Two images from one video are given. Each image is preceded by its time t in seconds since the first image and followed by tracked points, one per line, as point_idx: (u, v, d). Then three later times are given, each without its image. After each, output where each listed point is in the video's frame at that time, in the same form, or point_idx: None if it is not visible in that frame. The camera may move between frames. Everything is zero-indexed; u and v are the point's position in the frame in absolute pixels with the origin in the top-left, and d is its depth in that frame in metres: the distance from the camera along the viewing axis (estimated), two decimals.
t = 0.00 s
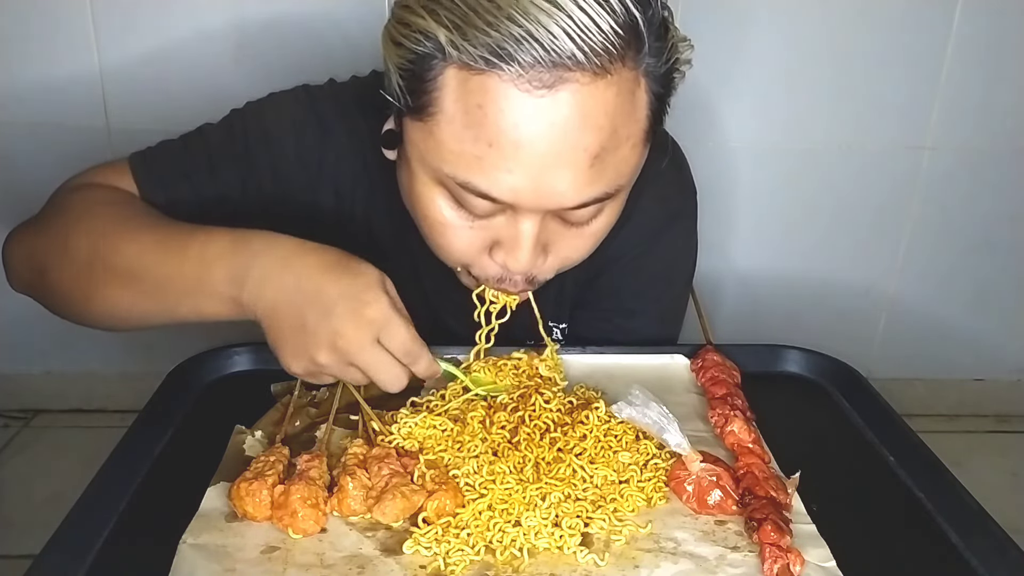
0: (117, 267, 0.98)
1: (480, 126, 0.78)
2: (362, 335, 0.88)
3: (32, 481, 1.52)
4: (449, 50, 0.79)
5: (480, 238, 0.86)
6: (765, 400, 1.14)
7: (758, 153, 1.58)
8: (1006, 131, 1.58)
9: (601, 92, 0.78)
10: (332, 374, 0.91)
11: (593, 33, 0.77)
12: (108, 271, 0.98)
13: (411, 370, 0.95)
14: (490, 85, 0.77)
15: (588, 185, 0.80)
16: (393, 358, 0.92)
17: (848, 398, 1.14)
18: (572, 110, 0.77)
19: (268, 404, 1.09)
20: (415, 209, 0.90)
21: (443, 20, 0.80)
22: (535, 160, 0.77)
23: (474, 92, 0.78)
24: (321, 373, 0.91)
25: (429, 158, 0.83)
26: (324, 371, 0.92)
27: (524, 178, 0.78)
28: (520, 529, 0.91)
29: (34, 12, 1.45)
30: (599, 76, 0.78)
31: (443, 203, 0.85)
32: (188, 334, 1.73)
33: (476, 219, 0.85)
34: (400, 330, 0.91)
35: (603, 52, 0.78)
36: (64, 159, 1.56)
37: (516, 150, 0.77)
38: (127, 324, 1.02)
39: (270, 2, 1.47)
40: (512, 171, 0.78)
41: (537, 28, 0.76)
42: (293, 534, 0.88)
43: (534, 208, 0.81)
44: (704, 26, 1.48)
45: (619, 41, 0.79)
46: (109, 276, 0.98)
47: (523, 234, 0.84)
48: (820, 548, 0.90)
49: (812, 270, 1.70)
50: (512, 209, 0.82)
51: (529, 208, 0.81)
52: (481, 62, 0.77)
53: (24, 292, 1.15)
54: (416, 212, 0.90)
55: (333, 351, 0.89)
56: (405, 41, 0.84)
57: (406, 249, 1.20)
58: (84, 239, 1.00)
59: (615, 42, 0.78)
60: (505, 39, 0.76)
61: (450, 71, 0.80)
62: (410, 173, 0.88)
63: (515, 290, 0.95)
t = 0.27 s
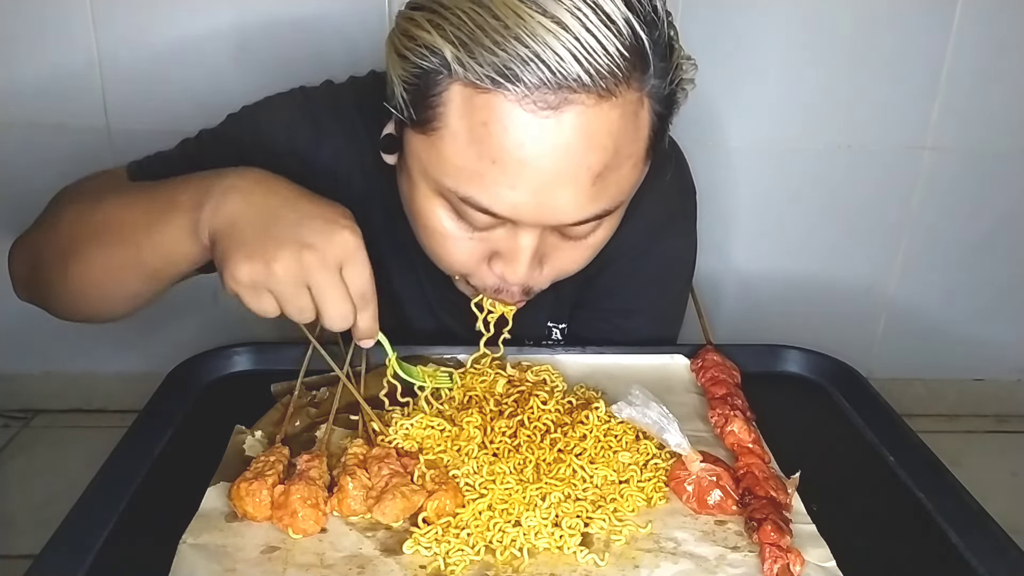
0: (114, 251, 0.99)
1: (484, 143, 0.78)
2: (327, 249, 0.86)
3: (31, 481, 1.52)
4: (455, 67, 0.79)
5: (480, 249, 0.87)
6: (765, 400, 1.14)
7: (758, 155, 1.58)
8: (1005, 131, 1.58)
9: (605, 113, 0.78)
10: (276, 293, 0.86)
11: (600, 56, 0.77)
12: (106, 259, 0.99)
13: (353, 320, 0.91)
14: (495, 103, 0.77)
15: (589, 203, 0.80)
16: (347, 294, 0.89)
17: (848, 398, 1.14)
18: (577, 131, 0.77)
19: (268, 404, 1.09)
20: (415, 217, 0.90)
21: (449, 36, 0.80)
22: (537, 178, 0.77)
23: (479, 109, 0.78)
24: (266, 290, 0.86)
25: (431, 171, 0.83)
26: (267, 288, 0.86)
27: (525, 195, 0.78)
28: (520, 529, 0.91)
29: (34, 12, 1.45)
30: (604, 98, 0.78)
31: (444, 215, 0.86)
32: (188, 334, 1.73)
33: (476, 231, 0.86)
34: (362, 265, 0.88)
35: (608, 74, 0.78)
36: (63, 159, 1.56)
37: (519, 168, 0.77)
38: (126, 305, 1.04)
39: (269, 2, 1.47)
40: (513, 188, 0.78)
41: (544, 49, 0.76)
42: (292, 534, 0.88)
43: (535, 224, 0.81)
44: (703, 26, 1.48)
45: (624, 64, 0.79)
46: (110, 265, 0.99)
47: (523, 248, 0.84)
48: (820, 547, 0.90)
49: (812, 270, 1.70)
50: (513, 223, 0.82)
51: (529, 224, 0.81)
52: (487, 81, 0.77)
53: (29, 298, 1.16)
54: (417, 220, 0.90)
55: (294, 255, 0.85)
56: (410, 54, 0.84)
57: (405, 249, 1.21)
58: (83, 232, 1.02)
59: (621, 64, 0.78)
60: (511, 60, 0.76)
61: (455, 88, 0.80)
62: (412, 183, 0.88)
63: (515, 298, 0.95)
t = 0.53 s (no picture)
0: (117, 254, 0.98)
1: (486, 148, 0.78)
2: (372, 327, 0.91)
3: (32, 481, 1.52)
4: (458, 71, 0.78)
5: (479, 251, 0.87)
6: (765, 400, 1.14)
7: (757, 155, 1.58)
8: (1006, 130, 1.58)
9: (607, 119, 0.78)
10: (336, 367, 0.93)
11: (603, 61, 0.77)
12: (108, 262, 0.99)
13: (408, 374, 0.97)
14: (498, 108, 0.77)
15: (589, 208, 0.80)
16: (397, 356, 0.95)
17: (848, 398, 1.14)
18: (579, 137, 0.77)
19: (268, 404, 1.09)
20: (414, 218, 0.90)
21: (452, 40, 0.79)
22: (538, 183, 0.77)
23: (482, 113, 0.78)
24: (324, 365, 0.93)
25: (432, 174, 0.83)
26: (326, 364, 0.93)
27: (527, 200, 0.78)
28: (520, 529, 0.91)
29: (34, 11, 1.45)
30: (606, 104, 0.78)
31: (444, 217, 0.85)
32: (188, 334, 1.73)
33: (476, 234, 0.86)
34: (408, 328, 0.94)
35: (611, 80, 0.77)
36: (64, 158, 1.56)
37: (520, 173, 0.77)
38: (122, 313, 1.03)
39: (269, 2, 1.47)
40: (515, 192, 0.78)
41: (548, 54, 0.76)
42: (293, 534, 0.88)
43: (535, 227, 0.81)
44: (704, 26, 1.48)
45: (627, 69, 0.79)
46: (112, 268, 0.98)
47: (522, 251, 0.84)
48: (820, 547, 0.90)
49: (812, 270, 1.69)
50: (513, 227, 0.82)
51: (529, 227, 0.81)
52: (491, 85, 0.76)
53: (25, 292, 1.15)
54: (417, 222, 0.90)
55: (343, 340, 0.91)
56: (413, 57, 0.83)
57: (405, 249, 1.21)
58: (84, 231, 1.01)
59: (624, 70, 0.78)
60: (515, 64, 0.76)
61: (458, 92, 0.79)
62: (411, 184, 0.88)
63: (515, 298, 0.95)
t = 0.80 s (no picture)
0: (117, 261, 0.98)
1: (497, 122, 0.78)
2: (345, 321, 0.87)
3: (32, 481, 1.52)
4: (470, 44, 0.80)
5: (489, 238, 0.86)
6: (765, 400, 1.14)
7: (759, 153, 1.58)
8: (1006, 131, 1.58)
9: (618, 91, 0.78)
10: (324, 367, 0.90)
11: (613, 31, 0.78)
12: (108, 267, 0.99)
13: (405, 364, 0.91)
14: (510, 79, 0.78)
15: (602, 184, 0.80)
16: (384, 345, 0.89)
17: (848, 399, 1.14)
18: (591, 109, 0.77)
19: (268, 404, 1.09)
20: (422, 209, 0.90)
21: (463, 16, 0.81)
22: (551, 156, 0.77)
23: (493, 87, 0.78)
24: (310, 367, 0.89)
25: (442, 156, 0.83)
26: (315, 366, 0.90)
27: (539, 175, 0.78)
28: (520, 529, 0.91)
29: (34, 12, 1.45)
30: (618, 74, 0.78)
31: (454, 203, 0.85)
32: (188, 334, 1.73)
33: (485, 218, 0.85)
34: (386, 314, 0.89)
35: (623, 50, 0.78)
36: (64, 159, 1.56)
37: (533, 147, 0.77)
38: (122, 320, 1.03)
39: (269, 3, 1.47)
40: (527, 167, 0.78)
41: (559, 24, 0.77)
42: (292, 534, 0.88)
43: (547, 207, 0.81)
44: (703, 27, 1.48)
45: (638, 42, 0.80)
46: (112, 274, 0.99)
47: (533, 235, 0.84)
48: (820, 548, 0.90)
49: (812, 270, 1.70)
50: (524, 207, 0.81)
51: (541, 207, 0.81)
52: (503, 55, 0.77)
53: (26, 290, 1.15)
54: (423, 212, 0.90)
55: (322, 338, 0.88)
56: (424, 36, 0.85)
57: (406, 250, 1.21)
58: (85, 234, 1.01)
59: (634, 41, 0.79)
60: (527, 34, 0.77)
61: (469, 66, 0.80)
62: (420, 173, 0.88)
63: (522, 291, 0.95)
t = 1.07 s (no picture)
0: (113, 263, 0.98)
1: (499, 104, 0.78)
2: (332, 317, 0.86)
3: (32, 481, 1.52)
4: (471, 27, 0.80)
5: (491, 225, 0.86)
6: (765, 400, 1.14)
7: (759, 152, 1.58)
8: (1006, 130, 1.58)
9: (620, 73, 0.78)
10: (320, 362, 0.89)
11: (614, 13, 0.78)
12: (106, 270, 0.99)
13: (401, 348, 0.90)
14: (511, 60, 0.78)
15: (603, 166, 0.80)
16: (377, 333, 0.88)
17: (848, 399, 1.14)
18: (593, 89, 0.77)
19: (269, 404, 1.09)
20: (423, 198, 0.90)
21: None
22: (552, 137, 0.77)
23: (495, 68, 0.78)
24: (307, 363, 0.89)
25: (443, 141, 0.83)
26: (311, 361, 0.90)
27: (541, 157, 0.78)
28: (520, 529, 0.91)
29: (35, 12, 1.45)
30: (619, 55, 0.78)
31: (455, 189, 0.85)
32: (188, 334, 1.72)
33: (487, 205, 0.85)
34: (372, 302, 0.87)
35: (624, 32, 0.78)
36: (64, 159, 1.56)
37: (534, 128, 0.77)
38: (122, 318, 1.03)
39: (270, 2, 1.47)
40: (529, 149, 0.78)
41: (561, 5, 0.77)
42: (292, 534, 0.88)
43: (549, 191, 0.80)
44: (703, 26, 1.48)
45: (639, 25, 0.80)
46: (109, 278, 0.98)
47: (535, 219, 0.83)
48: (820, 548, 0.90)
49: (812, 270, 1.69)
50: (526, 191, 0.81)
51: (542, 191, 0.80)
52: (504, 36, 0.78)
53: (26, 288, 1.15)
54: (424, 200, 0.90)
55: (313, 336, 0.87)
56: (426, 20, 0.85)
57: (406, 250, 1.21)
58: (84, 233, 1.01)
59: (636, 24, 0.79)
60: (529, 15, 0.77)
61: (471, 49, 0.81)
62: (421, 161, 0.88)
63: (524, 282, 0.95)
